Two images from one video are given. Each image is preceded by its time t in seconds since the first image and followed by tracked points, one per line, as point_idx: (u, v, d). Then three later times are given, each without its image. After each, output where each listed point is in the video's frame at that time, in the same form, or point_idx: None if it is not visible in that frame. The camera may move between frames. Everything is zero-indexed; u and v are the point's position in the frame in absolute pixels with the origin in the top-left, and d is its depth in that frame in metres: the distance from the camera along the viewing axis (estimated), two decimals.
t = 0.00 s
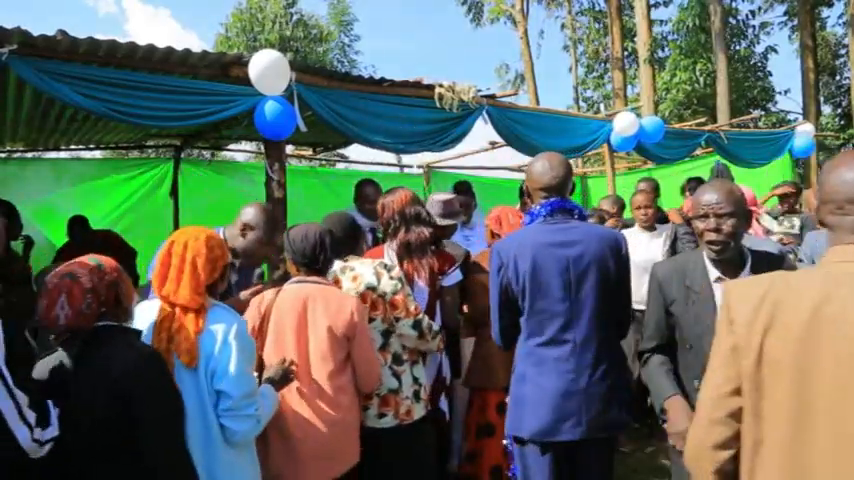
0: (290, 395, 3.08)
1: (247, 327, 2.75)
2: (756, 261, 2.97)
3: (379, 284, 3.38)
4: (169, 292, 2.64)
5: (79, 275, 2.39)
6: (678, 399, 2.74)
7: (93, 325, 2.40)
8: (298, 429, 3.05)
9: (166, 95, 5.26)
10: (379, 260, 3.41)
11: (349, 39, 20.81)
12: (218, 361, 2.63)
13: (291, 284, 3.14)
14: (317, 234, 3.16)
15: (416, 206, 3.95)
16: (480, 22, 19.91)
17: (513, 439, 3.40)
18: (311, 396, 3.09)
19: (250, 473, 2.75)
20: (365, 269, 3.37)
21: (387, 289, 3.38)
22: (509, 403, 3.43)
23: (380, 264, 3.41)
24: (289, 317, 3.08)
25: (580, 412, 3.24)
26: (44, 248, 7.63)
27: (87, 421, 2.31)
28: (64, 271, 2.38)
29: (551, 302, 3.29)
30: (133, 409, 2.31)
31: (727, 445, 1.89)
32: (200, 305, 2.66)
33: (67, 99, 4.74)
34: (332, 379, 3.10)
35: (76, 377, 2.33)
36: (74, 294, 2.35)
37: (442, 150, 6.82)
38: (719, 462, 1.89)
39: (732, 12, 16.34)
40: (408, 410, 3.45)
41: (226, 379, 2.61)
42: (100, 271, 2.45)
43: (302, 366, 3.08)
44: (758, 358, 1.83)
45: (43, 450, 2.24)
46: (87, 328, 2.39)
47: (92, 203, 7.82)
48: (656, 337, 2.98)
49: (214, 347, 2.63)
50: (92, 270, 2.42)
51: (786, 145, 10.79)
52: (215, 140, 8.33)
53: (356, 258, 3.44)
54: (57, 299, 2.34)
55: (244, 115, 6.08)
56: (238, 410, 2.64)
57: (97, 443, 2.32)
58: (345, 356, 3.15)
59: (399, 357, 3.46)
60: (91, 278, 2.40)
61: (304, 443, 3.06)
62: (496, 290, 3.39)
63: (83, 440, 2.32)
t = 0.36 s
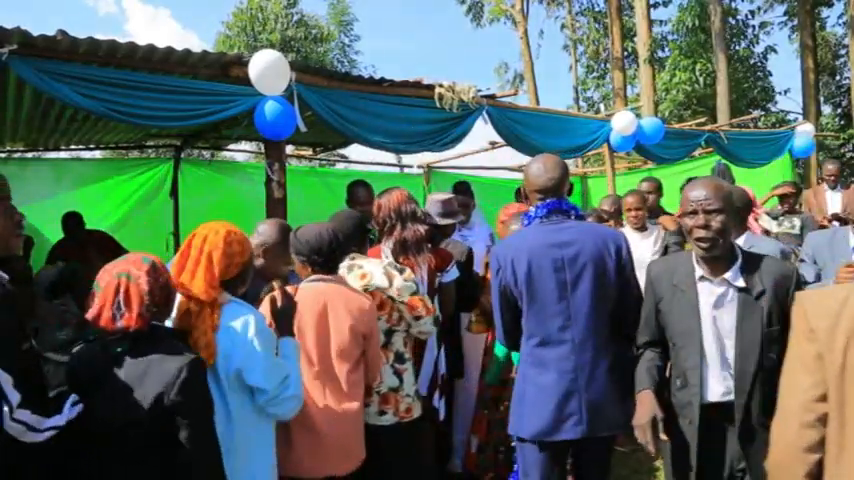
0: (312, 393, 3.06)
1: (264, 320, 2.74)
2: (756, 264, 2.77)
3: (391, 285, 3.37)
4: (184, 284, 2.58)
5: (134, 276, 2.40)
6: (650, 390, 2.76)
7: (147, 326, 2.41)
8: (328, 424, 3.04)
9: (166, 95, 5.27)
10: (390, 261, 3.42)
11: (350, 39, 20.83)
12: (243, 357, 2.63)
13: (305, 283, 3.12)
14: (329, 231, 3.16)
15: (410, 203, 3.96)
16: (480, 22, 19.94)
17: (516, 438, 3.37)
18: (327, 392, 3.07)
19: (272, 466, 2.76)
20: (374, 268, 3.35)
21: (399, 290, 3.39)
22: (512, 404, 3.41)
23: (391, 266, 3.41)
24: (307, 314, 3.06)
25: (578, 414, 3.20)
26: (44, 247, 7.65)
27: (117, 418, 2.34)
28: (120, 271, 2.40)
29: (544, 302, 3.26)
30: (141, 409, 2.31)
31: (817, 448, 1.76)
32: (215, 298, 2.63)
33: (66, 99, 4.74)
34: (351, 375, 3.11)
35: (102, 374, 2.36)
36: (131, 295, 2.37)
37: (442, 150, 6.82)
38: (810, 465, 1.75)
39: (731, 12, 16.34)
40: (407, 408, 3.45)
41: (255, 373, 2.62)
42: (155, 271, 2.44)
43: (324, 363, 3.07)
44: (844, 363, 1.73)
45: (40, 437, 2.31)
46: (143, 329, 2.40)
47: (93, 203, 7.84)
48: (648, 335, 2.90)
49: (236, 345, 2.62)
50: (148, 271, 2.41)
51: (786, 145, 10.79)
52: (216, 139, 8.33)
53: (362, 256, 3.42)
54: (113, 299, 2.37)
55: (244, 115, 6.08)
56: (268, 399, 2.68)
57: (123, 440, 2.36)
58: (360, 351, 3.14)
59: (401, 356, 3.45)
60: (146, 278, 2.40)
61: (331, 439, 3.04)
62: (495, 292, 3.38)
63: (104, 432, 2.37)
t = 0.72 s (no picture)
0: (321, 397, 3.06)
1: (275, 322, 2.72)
2: (752, 265, 2.61)
3: (417, 286, 3.41)
4: (197, 283, 2.62)
5: (101, 277, 2.46)
6: (652, 394, 2.70)
7: (114, 322, 2.46)
8: (328, 427, 3.04)
9: (165, 95, 5.26)
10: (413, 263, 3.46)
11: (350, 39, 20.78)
12: (248, 359, 2.60)
13: (312, 281, 3.13)
14: (328, 231, 3.16)
15: (409, 204, 3.96)
16: (480, 22, 19.93)
17: (534, 430, 3.38)
18: (334, 394, 3.08)
19: (285, 465, 2.75)
20: (400, 268, 3.39)
21: (423, 292, 3.42)
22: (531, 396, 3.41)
23: (415, 268, 3.45)
24: (309, 313, 3.06)
25: (598, 409, 3.21)
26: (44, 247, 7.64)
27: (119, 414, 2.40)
28: (88, 274, 2.48)
29: (572, 299, 3.26)
30: (140, 403, 2.38)
31: None
32: (228, 298, 2.65)
33: (67, 99, 4.75)
34: (355, 375, 3.11)
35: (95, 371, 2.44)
36: (95, 294, 2.44)
37: (442, 150, 6.82)
38: None
39: (732, 12, 16.34)
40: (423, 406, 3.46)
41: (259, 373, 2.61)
42: (120, 271, 2.49)
43: (326, 367, 3.07)
44: None
45: (53, 429, 2.38)
46: (109, 325, 2.46)
47: (92, 203, 7.82)
48: (657, 340, 2.81)
49: (241, 346, 2.60)
50: (111, 270, 2.47)
51: (786, 145, 10.79)
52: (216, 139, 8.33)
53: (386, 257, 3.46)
54: (82, 299, 2.44)
55: (244, 115, 6.08)
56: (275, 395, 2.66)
57: (124, 438, 2.42)
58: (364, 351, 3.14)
59: (421, 354, 3.46)
60: (112, 278, 2.46)
61: (333, 443, 3.04)
62: (522, 287, 3.37)
63: (106, 429, 2.43)
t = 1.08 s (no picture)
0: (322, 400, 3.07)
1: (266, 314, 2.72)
2: (770, 279, 2.35)
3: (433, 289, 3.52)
4: (186, 275, 2.62)
5: (113, 274, 2.47)
6: (653, 407, 2.54)
7: (124, 318, 2.48)
8: (328, 430, 3.04)
9: (164, 95, 5.26)
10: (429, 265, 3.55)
11: (349, 39, 20.76)
12: (242, 353, 2.61)
13: (312, 284, 3.14)
14: (330, 231, 3.16)
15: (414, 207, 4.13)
16: (480, 23, 19.94)
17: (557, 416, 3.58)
18: (333, 396, 3.08)
19: (284, 464, 2.75)
20: (418, 271, 3.45)
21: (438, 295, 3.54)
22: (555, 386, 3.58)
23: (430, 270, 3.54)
24: (309, 314, 3.08)
25: (621, 400, 3.42)
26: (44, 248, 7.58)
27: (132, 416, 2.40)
28: (100, 270, 2.48)
29: (604, 295, 3.43)
30: (156, 402, 2.39)
31: None
32: (214, 292, 2.65)
33: (67, 99, 4.75)
34: (355, 378, 3.11)
35: (111, 372, 2.42)
36: (107, 290, 2.44)
37: (442, 150, 6.83)
38: None
39: (732, 12, 16.34)
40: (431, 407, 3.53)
41: (260, 373, 2.62)
42: (132, 269, 2.52)
43: (324, 367, 3.07)
44: None
45: (67, 433, 2.33)
46: (120, 322, 2.47)
47: (91, 203, 7.78)
48: (668, 342, 2.68)
49: (235, 340, 2.61)
50: (124, 268, 2.50)
51: (786, 145, 10.79)
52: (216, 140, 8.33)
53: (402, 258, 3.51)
54: (92, 295, 2.44)
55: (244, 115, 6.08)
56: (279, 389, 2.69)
57: (137, 438, 2.43)
58: (365, 353, 3.15)
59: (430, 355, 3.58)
60: (122, 275, 2.48)
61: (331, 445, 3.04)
62: (553, 280, 3.49)
63: (117, 429, 2.42)
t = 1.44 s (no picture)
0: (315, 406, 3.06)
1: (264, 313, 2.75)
2: (770, 281, 2.23)
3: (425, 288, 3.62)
4: (182, 275, 2.61)
5: (112, 276, 2.46)
6: (654, 412, 2.53)
7: (126, 319, 2.48)
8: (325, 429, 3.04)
9: (162, 95, 5.26)
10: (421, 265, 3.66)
11: (349, 39, 20.77)
12: (244, 351, 2.62)
13: (309, 285, 3.14)
14: (328, 232, 3.20)
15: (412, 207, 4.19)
16: (480, 23, 19.94)
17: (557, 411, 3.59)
18: (331, 397, 3.07)
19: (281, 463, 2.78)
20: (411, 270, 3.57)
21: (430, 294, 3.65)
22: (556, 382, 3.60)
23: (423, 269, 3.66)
24: (307, 314, 3.06)
25: (625, 395, 3.45)
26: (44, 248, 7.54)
27: (140, 415, 2.42)
28: (98, 272, 2.46)
29: (609, 293, 3.46)
30: (164, 400, 2.42)
31: None
32: (213, 294, 2.64)
33: (67, 99, 4.75)
34: (354, 379, 3.12)
35: (118, 372, 2.42)
36: (107, 292, 2.43)
37: (442, 150, 6.83)
38: None
39: (732, 12, 16.34)
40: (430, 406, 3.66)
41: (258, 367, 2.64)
42: (129, 270, 2.52)
43: (320, 368, 3.05)
44: None
45: (77, 438, 2.27)
46: (122, 322, 2.47)
47: (92, 204, 7.76)
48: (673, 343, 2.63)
49: (236, 338, 2.62)
50: (121, 268, 2.50)
51: (786, 145, 10.78)
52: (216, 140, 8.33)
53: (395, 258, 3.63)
54: (92, 298, 2.43)
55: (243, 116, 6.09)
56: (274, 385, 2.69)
57: (139, 437, 2.44)
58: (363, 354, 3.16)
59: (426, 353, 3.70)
60: (122, 276, 2.48)
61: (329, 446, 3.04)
62: (560, 277, 3.47)
63: (123, 428, 2.43)
